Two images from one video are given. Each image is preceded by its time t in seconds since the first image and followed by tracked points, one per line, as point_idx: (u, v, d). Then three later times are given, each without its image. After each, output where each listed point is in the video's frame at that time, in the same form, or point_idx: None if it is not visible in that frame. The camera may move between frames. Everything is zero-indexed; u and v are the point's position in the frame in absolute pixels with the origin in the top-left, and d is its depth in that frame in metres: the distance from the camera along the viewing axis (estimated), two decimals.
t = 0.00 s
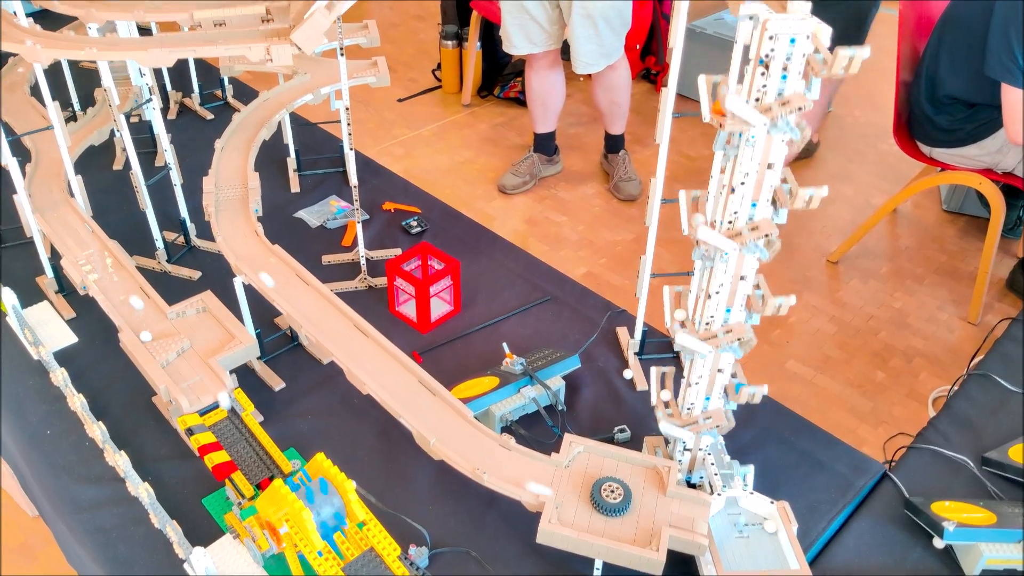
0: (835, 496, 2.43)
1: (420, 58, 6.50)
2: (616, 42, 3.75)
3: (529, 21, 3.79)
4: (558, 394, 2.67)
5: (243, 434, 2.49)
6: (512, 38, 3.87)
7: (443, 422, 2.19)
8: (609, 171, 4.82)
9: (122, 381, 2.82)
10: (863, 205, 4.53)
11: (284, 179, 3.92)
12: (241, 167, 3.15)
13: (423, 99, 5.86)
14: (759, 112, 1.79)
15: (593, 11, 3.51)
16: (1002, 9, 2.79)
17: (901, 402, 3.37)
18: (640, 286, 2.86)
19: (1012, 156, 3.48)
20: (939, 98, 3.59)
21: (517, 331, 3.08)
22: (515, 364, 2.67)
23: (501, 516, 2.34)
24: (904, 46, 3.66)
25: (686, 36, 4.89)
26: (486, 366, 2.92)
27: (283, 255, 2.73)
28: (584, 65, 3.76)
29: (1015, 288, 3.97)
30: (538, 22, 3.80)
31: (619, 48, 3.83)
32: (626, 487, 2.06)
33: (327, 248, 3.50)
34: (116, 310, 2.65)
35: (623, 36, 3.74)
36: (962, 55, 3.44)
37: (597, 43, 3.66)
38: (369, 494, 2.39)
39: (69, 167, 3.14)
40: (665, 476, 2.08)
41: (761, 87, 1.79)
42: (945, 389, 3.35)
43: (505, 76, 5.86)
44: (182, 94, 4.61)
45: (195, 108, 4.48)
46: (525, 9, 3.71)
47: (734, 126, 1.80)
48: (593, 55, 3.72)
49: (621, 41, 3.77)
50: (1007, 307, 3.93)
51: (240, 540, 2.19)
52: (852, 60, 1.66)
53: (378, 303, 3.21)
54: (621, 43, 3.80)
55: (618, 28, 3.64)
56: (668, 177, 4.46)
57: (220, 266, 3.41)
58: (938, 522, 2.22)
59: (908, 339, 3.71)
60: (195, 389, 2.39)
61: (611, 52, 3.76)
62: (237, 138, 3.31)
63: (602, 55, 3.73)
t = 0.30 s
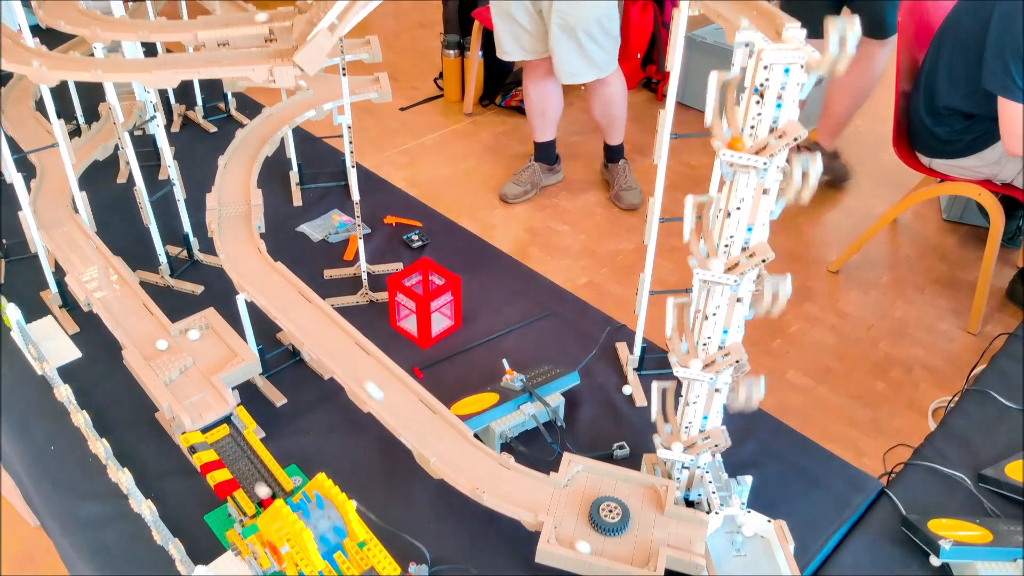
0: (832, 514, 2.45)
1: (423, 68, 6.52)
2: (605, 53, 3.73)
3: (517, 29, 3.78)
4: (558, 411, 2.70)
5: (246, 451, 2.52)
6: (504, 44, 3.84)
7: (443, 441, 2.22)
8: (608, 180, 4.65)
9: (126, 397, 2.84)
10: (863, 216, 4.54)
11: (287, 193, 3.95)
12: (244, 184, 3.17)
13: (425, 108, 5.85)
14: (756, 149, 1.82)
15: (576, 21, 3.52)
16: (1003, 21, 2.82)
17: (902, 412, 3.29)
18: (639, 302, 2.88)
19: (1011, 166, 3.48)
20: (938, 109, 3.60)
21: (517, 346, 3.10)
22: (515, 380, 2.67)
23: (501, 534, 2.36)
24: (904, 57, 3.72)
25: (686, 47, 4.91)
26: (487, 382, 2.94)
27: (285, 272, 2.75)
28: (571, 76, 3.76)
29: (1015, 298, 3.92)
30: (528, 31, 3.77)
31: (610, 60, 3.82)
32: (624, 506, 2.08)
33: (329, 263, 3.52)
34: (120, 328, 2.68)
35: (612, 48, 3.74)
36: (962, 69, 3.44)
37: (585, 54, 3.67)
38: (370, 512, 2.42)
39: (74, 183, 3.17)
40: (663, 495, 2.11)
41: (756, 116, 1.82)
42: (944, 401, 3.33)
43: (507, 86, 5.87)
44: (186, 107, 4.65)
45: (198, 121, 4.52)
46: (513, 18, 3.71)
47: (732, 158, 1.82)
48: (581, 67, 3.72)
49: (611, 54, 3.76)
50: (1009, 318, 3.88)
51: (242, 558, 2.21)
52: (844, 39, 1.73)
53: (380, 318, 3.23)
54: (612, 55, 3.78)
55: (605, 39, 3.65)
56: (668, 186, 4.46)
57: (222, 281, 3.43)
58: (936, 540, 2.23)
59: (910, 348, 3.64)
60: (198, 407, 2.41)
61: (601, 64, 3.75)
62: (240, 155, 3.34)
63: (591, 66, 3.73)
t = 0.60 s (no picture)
0: (830, 526, 2.45)
1: (423, 75, 6.54)
2: (599, 67, 3.72)
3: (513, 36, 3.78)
4: (557, 422, 2.71)
5: (245, 463, 2.53)
6: (504, 50, 3.84)
7: (442, 453, 2.22)
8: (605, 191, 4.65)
9: (128, 408, 2.85)
10: (862, 223, 4.54)
11: (288, 203, 3.96)
12: (245, 195, 3.19)
13: (425, 116, 5.86)
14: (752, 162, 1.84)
15: (568, 32, 3.51)
16: (999, 31, 2.83)
17: (901, 420, 3.28)
18: (638, 313, 2.89)
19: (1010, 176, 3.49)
20: (937, 117, 3.60)
21: (516, 357, 3.11)
22: (514, 392, 2.68)
23: (500, 546, 2.37)
24: (903, 65, 3.71)
25: (685, 56, 4.93)
26: (487, 393, 2.95)
27: (285, 283, 2.76)
28: (567, 89, 3.78)
29: (1015, 306, 3.90)
30: (525, 37, 3.77)
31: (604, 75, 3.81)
32: (622, 520, 2.08)
33: (330, 273, 3.54)
34: (120, 339, 2.69)
35: (606, 63, 3.72)
36: (960, 79, 3.44)
37: (577, 69, 3.66)
38: (370, 524, 2.42)
39: (76, 194, 3.19)
40: (661, 508, 2.12)
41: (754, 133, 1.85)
42: (944, 409, 3.32)
43: (507, 93, 5.87)
44: (187, 116, 4.67)
45: (200, 130, 4.54)
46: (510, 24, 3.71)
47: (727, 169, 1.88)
48: (575, 81, 3.72)
49: (605, 67, 3.75)
50: (1009, 325, 3.86)
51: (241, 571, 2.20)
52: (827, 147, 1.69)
53: (380, 328, 3.24)
54: (607, 69, 3.77)
55: (597, 53, 3.64)
56: (668, 194, 4.45)
57: (223, 290, 3.45)
58: (934, 552, 2.25)
59: (909, 356, 3.63)
60: (198, 418, 2.42)
61: (594, 78, 3.74)
62: (241, 166, 3.36)
63: (584, 81, 3.72)
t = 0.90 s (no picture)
0: (837, 532, 2.44)
1: (426, 80, 6.54)
2: (599, 71, 3.72)
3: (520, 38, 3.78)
4: (562, 427, 2.69)
5: (249, 468, 2.51)
6: (514, 54, 3.86)
7: (446, 458, 2.21)
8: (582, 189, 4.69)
9: (131, 412, 2.84)
10: (866, 228, 4.53)
11: (291, 207, 3.96)
12: (248, 199, 3.18)
13: (428, 120, 5.85)
14: (758, 158, 1.84)
15: (572, 34, 3.52)
16: (1002, 36, 2.82)
17: (906, 426, 3.26)
18: (643, 319, 2.88)
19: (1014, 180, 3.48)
20: (939, 122, 3.59)
21: (520, 362, 3.10)
22: (518, 397, 2.66)
23: (505, 552, 2.35)
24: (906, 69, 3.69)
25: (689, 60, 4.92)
26: (490, 398, 2.93)
27: (289, 287, 2.75)
28: (564, 90, 3.76)
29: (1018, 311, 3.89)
30: (535, 40, 3.78)
31: (605, 78, 3.80)
32: (628, 526, 2.07)
33: (333, 277, 3.53)
34: (123, 343, 2.68)
35: (606, 66, 3.71)
36: (961, 84, 3.42)
37: (578, 70, 3.65)
38: (373, 530, 2.41)
39: (79, 198, 3.18)
40: (668, 515, 2.10)
41: (760, 136, 1.84)
42: (949, 415, 3.30)
43: (510, 97, 5.87)
44: (190, 121, 4.67)
45: (203, 134, 4.54)
46: (518, 27, 3.73)
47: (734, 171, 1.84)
48: (574, 82, 3.70)
49: (606, 71, 3.74)
50: (1013, 331, 3.84)
51: None
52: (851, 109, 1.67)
53: (384, 332, 3.23)
54: (608, 72, 3.76)
55: (599, 55, 3.63)
56: (671, 199, 4.44)
57: (226, 295, 3.44)
58: (942, 559, 2.25)
59: (914, 361, 3.61)
60: (201, 423, 2.40)
61: (593, 81, 3.73)
62: (244, 170, 3.36)
63: (583, 83, 3.71)
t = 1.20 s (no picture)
0: (840, 537, 2.44)
1: (429, 85, 6.55)
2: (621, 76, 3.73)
3: (537, 43, 3.80)
4: (565, 433, 2.70)
5: (253, 473, 2.52)
6: (522, 58, 3.88)
7: (450, 463, 2.22)
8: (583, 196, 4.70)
9: (135, 416, 2.86)
10: (868, 233, 4.54)
11: (294, 212, 3.97)
12: (253, 204, 3.19)
13: (431, 124, 5.87)
14: (763, 174, 1.84)
15: (594, 37, 3.56)
16: (1003, 41, 2.82)
17: (908, 432, 3.26)
18: (646, 324, 2.89)
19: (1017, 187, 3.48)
20: (942, 129, 3.59)
21: (522, 367, 3.11)
22: (522, 403, 2.68)
23: (508, 557, 2.36)
24: (909, 75, 3.69)
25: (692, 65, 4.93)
26: (493, 404, 2.94)
27: (294, 293, 2.77)
28: (585, 93, 3.77)
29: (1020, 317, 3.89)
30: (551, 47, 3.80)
31: (626, 83, 3.81)
32: (632, 531, 2.08)
33: (336, 282, 3.54)
34: (128, 348, 2.69)
35: (629, 70, 3.73)
36: (965, 92, 3.43)
37: (598, 74, 3.66)
38: (377, 535, 2.42)
39: (84, 203, 3.19)
40: (671, 520, 2.11)
41: (764, 145, 1.84)
42: (952, 420, 3.30)
43: (513, 102, 5.88)
44: (194, 126, 4.68)
45: (207, 139, 4.55)
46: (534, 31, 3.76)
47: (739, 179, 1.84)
48: (595, 86, 3.72)
49: (627, 74, 3.75)
50: (1015, 336, 3.84)
51: None
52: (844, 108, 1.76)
53: (387, 337, 3.25)
54: (629, 76, 3.77)
55: (621, 60, 3.65)
56: (674, 204, 4.45)
57: (230, 300, 3.45)
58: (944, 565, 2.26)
59: (916, 367, 3.61)
60: (206, 428, 2.41)
61: (614, 85, 3.74)
62: (249, 175, 3.37)
63: (604, 87, 3.72)
